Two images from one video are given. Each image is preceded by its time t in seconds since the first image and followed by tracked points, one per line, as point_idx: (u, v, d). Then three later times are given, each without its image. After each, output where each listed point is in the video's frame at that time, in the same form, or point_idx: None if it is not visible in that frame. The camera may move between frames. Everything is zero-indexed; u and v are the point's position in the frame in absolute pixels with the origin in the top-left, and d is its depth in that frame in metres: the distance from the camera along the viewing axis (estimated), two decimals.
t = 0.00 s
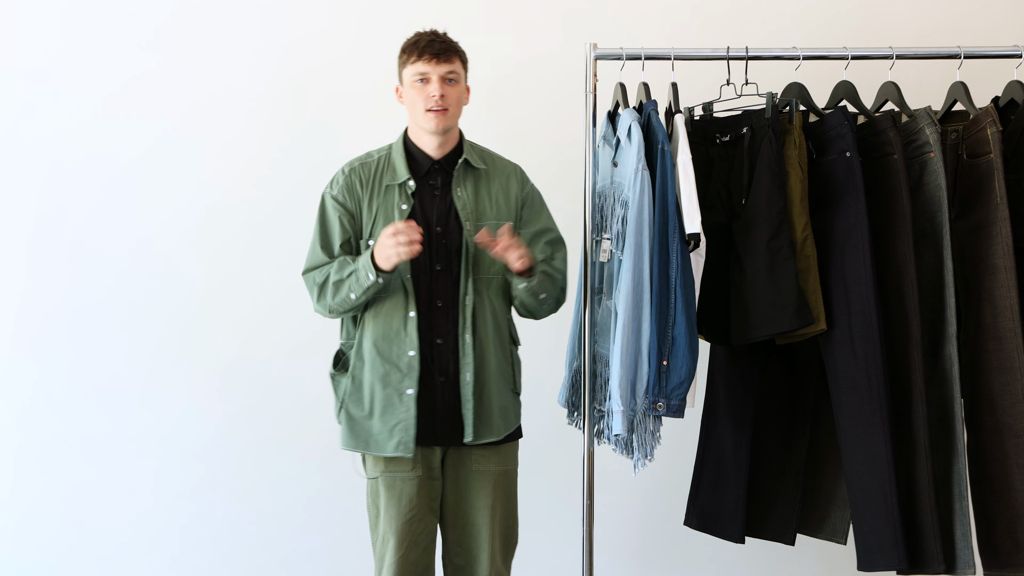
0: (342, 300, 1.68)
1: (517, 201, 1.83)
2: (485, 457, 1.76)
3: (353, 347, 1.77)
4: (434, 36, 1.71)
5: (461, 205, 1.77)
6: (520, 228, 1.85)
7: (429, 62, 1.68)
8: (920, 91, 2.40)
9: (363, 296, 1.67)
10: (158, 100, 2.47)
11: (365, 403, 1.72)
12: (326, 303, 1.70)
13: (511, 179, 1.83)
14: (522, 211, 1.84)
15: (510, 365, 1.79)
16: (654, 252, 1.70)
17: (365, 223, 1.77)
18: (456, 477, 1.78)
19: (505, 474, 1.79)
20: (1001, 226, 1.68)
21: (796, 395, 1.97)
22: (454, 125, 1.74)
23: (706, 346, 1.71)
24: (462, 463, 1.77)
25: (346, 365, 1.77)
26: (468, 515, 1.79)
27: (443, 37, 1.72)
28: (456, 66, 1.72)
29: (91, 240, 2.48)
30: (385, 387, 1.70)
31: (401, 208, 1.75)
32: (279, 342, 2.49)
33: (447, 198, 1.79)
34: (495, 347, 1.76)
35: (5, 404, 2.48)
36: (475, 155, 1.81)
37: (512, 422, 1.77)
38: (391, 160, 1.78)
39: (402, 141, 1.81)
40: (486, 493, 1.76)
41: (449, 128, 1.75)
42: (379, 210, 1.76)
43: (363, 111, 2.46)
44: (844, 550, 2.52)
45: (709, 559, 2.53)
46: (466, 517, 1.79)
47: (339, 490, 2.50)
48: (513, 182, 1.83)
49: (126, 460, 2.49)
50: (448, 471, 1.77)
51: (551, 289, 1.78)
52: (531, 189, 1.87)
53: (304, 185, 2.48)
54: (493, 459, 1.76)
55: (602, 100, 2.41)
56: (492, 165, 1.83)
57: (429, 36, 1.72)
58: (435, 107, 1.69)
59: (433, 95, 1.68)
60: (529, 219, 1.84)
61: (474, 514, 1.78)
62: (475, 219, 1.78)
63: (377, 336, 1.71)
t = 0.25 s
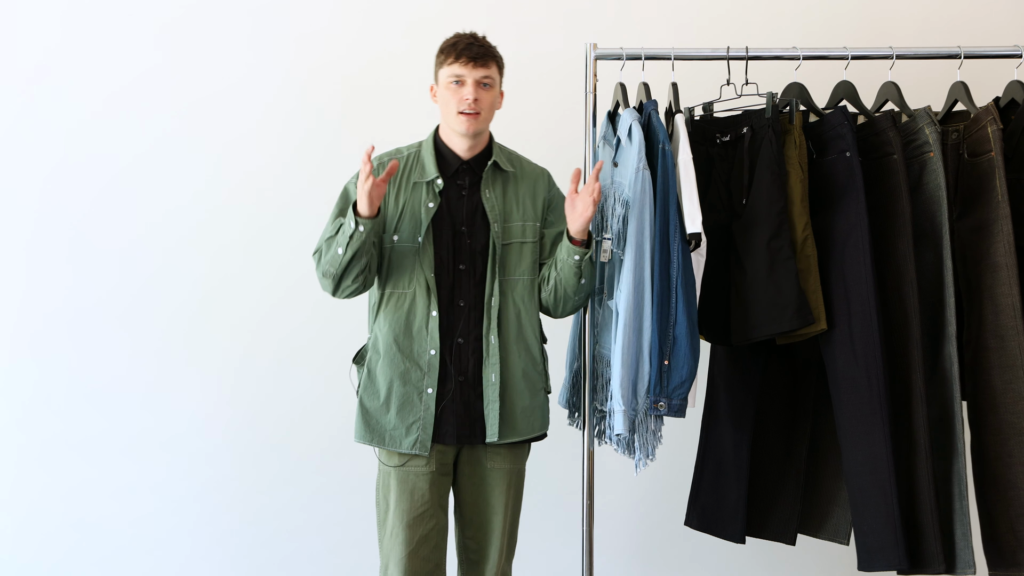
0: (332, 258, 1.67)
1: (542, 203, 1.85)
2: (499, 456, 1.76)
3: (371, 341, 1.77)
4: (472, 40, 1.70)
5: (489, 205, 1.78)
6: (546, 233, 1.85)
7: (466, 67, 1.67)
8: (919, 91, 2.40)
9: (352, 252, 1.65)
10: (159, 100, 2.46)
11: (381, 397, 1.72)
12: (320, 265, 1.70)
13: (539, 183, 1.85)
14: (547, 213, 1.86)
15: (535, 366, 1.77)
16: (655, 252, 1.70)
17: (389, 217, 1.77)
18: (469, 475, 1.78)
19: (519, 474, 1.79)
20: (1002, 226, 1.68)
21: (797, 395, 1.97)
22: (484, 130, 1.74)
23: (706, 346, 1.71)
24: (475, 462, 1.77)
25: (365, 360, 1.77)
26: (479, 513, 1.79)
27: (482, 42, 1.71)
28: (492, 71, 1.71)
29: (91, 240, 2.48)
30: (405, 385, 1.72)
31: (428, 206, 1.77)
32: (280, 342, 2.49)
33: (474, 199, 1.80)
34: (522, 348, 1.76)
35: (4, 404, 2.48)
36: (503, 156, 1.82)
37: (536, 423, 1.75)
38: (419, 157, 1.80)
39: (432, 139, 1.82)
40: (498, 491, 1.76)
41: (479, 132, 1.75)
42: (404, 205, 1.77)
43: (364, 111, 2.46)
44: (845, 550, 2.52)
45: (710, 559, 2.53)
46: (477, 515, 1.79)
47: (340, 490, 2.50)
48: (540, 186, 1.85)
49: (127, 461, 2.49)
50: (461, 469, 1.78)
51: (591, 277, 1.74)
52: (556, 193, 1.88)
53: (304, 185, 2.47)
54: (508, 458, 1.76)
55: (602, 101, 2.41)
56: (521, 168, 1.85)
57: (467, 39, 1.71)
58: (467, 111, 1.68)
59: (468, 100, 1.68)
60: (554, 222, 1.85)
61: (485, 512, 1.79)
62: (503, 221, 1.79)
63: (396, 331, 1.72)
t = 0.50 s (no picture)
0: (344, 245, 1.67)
1: (554, 206, 1.85)
2: (503, 454, 1.76)
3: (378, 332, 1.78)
4: (502, 43, 1.72)
5: (502, 207, 1.79)
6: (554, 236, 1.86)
7: (492, 68, 1.68)
8: (919, 91, 2.40)
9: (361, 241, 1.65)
10: (159, 101, 2.46)
11: (383, 388, 1.72)
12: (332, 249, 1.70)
13: (553, 187, 1.86)
14: (558, 217, 1.87)
15: (534, 368, 1.77)
16: (656, 252, 1.70)
17: (403, 210, 1.78)
18: (473, 470, 1.78)
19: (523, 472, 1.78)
20: (1003, 225, 1.68)
21: (797, 394, 1.97)
22: (503, 132, 1.75)
23: (704, 347, 1.71)
24: (479, 457, 1.77)
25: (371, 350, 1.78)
26: (481, 508, 1.79)
27: (511, 45, 1.73)
28: (518, 75, 1.72)
29: (92, 241, 2.48)
30: (407, 378, 1.72)
31: (441, 202, 1.77)
32: (281, 343, 2.49)
33: (489, 200, 1.81)
34: (524, 350, 1.75)
35: (5, 405, 2.47)
36: (519, 158, 1.83)
37: (534, 425, 1.75)
38: (439, 154, 1.81)
39: (452, 136, 1.84)
40: (502, 487, 1.76)
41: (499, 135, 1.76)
42: (419, 200, 1.78)
43: (364, 111, 2.46)
44: (846, 550, 2.52)
45: (711, 558, 2.53)
46: (479, 510, 1.79)
47: (341, 490, 2.50)
48: (555, 190, 1.86)
49: (129, 462, 2.49)
50: (465, 464, 1.78)
51: (592, 289, 1.72)
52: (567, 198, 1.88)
53: (306, 184, 2.47)
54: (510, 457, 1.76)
55: (603, 101, 2.41)
56: (536, 172, 1.86)
57: (498, 41, 1.72)
58: (489, 113, 1.69)
59: (490, 101, 1.68)
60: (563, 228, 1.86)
61: (487, 508, 1.79)
62: (515, 223, 1.80)
63: (402, 323, 1.74)
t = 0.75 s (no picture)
0: (412, 295, 1.64)
1: (558, 210, 1.84)
2: (504, 454, 1.76)
3: (388, 330, 1.78)
4: (515, 46, 1.72)
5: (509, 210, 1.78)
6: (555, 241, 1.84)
7: (503, 70, 1.69)
8: (919, 91, 2.40)
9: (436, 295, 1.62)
10: (159, 101, 2.46)
11: (387, 384, 1.72)
12: (393, 292, 1.65)
13: (559, 191, 1.84)
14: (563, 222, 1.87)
15: (533, 371, 1.78)
16: (657, 252, 1.70)
17: (415, 208, 1.77)
18: (473, 470, 1.78)
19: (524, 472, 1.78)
20: (1002, 225, 1.68)
21: (797, 394, 1.98)
22: (513, 135, 1.75)
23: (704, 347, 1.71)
24: (480, 458, 1.77)
25: (380, 346, 1.79)
26: (482, 508, 1.79)
27: (523, 48, 1.73)
28: (530, 78, 1.72)
29: (93, 241, 2.48)
30: (411, 376, 1.72)
31: (450, 204, 1.76)
32: (281, 343, 2.48)
33: (496, 202, 1.81)
34: (520, 353, 1.75)
35: (5, 406, 2.47)
36: (527, 163, 1.82)
37: (536, 425, 1.74)
38: (448, 155, 1.80)
39: (462, 137, 1.83)
40: (503, 487, 1.76)
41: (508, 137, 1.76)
42: (429, 201, 1.77)
43: (364, 111, 2.46)
44: (846, 550, 2.52)
45: (712, 558, 2.53)
46: (480, 510, 1.79)
47: (341, 490, 2.50)
48: (560, 194, 1.84)
49: (130, 462, 2.49)
50: (466, 464, 1.78)
51: (551, 313, 1.68)
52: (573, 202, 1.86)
53: (306, 185, 2.47)
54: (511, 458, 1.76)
55: (603, 101, 2.40)
56: (544, 175, 1.85)
57: (510, 43, 1.73)
58: (500, 114, 1.70)
59: (501, 102, 1.69)
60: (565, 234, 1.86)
61: (488, 507, 1.79)
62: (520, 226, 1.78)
63: (413, 320, 1.74)
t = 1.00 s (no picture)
0: (424, 307, 1.66)
1: (558, 212, 1.85)
2: (509, 454, 1.77)
3: (391, 331, 1.78)
4: (513, 44, 1.73)
5: (510, 212, 1.79)
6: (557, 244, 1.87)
7: (502, 68, 1.70)
8: (920, 91, 2.40)
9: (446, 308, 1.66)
10: (159, 100, 2.46)
11: (392, 385, 1.72)
12: (403, 303, 1.67)
13: (560, 193, 1.86)
14: (563, 224, 1.88)
15: (531, 372, 1.78)
16: (656, 252, 1.70)
17: (417, 209, 1.77)
18: (479, 471, 1.78)
19: (528, 471, 1.79)
20: (1000, 225, 1.68)
21: (797, 394, 1.97)
22: (514, 133, 1.74)
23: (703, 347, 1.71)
24: (486, 458, 1.78)
25: (382, 348, 1.78)
26: (487, 508, 1.79)
27: (521, 46, 1.74)
28: (529, 76, 1.73)
29: (93, 241, 2.48)
30: (417, 378, 1.72)
31: (453, 205, 1.77)
32: (281, 343, 2.48)
33: (499, 204, 1.82)
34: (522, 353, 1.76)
35: (5, 406, 2.47)
36: (528, 164, 1.83)
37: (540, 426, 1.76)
38: (450, 155, 1.79)
39: (464, 137, 1.82)
40: (508, 488, 1.77)
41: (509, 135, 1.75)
42: (432, 202, 1.77)
43: (364, 111, 2.46)
44: (846, 550, 2.52)
45: (711, 558, 2.53)
46: (484, 510, 1.80)
47: (341, 490, 2.50)
48: (560, 196, 1.86)
49: (130, 463, 2.49)
50: (471, 465, 1.78)
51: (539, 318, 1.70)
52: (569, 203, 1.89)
53: (305, 185, 2.47)
54: (515, 458, 1.77)
55: (603, 101, 2.40)
56: (544, 176, 1.86)
57: (507, 42, 1.73)
58: (500, 111, 1.69)
59: (501, 99, 1.69)
60: (563, 235, 1.87)
61: (493, 507, 1.79)
62: (523, 227, 1.80)
63: (418, 321, 1.74)
